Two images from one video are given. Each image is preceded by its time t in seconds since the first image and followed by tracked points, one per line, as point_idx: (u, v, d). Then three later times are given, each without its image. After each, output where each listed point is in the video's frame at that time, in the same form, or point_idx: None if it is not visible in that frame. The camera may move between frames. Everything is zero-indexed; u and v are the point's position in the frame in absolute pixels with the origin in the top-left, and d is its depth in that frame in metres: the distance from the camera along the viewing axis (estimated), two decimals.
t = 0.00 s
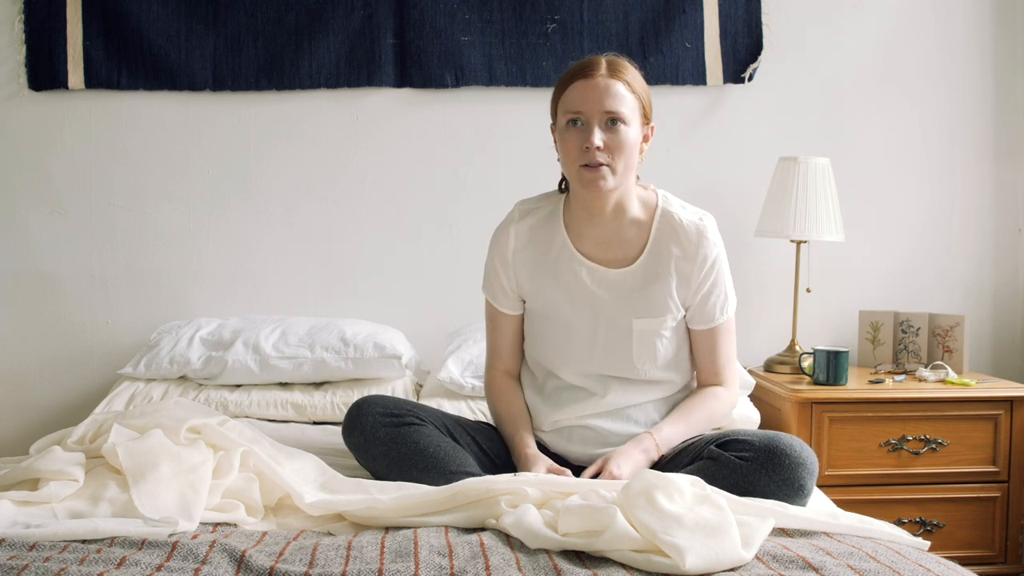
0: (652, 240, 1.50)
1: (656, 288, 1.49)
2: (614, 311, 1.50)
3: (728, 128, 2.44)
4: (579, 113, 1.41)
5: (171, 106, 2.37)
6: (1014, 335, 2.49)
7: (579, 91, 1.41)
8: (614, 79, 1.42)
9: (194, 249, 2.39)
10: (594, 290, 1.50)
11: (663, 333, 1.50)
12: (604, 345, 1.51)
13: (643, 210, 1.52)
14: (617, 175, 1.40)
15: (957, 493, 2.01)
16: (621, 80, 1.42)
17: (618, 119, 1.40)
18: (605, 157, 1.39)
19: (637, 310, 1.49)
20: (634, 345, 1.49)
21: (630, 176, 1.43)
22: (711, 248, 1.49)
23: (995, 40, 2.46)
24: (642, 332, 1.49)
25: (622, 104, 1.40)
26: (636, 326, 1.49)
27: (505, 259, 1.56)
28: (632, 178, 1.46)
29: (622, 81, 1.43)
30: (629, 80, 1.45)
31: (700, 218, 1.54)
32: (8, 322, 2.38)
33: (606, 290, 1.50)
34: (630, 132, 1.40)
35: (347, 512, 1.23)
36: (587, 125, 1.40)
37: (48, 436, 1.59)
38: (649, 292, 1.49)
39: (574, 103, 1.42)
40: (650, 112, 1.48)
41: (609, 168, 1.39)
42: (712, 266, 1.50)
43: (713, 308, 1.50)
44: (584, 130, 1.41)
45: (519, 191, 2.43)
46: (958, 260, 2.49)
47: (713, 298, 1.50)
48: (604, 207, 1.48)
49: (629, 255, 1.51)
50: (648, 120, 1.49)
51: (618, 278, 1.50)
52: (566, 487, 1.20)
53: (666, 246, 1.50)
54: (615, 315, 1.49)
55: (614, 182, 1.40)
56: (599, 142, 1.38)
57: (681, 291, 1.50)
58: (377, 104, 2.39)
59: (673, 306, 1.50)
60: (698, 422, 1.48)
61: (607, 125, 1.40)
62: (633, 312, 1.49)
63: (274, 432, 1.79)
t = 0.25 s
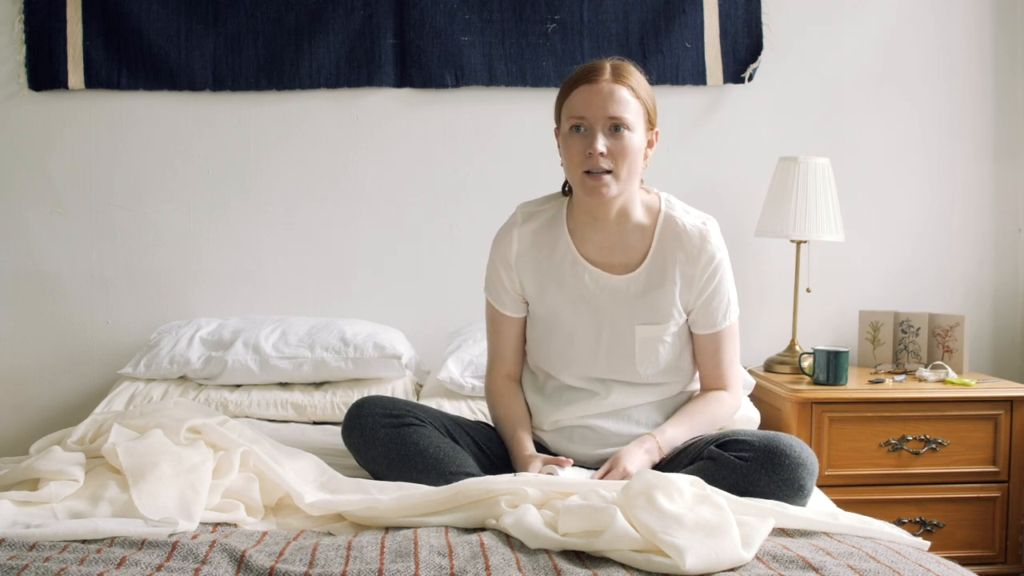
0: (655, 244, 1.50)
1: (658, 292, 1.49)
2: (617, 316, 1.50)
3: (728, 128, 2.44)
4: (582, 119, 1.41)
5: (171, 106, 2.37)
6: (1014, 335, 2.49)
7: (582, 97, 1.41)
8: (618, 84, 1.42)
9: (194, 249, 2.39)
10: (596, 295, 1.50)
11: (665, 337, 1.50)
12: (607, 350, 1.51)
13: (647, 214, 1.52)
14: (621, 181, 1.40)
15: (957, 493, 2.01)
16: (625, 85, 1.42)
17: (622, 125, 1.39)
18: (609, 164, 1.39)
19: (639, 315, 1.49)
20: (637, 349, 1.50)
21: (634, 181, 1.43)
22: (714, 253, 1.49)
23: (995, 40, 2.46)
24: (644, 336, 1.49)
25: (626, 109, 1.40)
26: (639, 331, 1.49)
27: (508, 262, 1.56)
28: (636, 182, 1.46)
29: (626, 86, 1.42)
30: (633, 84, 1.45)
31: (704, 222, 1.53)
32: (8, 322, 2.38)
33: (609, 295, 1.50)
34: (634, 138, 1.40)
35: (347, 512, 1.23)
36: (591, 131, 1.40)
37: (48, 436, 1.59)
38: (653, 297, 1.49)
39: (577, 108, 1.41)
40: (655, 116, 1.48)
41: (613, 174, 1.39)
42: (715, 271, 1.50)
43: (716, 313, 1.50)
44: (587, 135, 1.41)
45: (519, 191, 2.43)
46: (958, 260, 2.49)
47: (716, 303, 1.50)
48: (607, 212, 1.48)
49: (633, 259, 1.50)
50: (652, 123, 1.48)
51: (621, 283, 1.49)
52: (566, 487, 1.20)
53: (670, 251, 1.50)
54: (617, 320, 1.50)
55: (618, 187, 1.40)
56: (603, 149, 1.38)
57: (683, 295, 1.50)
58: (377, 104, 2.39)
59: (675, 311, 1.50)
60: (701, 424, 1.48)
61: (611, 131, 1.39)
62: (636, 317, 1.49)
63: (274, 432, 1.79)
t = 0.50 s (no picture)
0: (657, 245, 1.50)
1: (659, 292, 1.49)
2: (618, 316, 1.50)
3: (728, 128, 2.44)
4: (582, 121, 1.40)
5: (171, 106, 2.37)
6: (1014, 335, 2.49)
7: (583, 98, 1.41)
8: (618, 85, 1.41)
9: (194, 249, 2.39)
10: (598, 295, 1.50)
11: (666, 338, 1.50)
12: (609, 351, 1.51)
13: (649, 213, 1.52)
14: (622, 183, 1.40)
15: (957, 493, 2.01)
16: (626, 86, 1.42)
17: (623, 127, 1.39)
18: (609, 166, 1.39)
19: (641, 316, 1.49)
20: (639, 350, 1.50)
21: (636, 182, 1.43)
22: (716, 252, 1.50)
23: (995, 40, 2.46)
24: (646, 337, 1.49)
25: (627, 111, 1.40)
26: (640, 331, 1.49)
27: (509, 263, 1.56)
28: (638, 182, 1.46)
29: (626, 87, 1.42)
30: (634, 85, 1.44)
31: (706, 221, 1.53)
32: (8, 322, 2.38)
33: (611, 296, 1.50)
34: (634, 140, 1.40)
35: (347, 512, 1.23)
36: (591, 133, 1.40)
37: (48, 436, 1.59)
38: (655, 297, 1.49)
39: (578, 110, 1.41)
40: (656, 115, 1.48)
41: (614, 176, 1.39)
42: (716, 271, 1.50)
43: (717, 312, 1.50)
44: (587, 137, 1.40)
45: (519, 191, 2.42)
46: (958, 260, 2.49)
47: (717, 303, 1.50)
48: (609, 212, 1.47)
49: (635, 259, 1.50)
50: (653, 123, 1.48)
51: (623, 284, 1.49)
52: (567, 487, 1.20)
53: (671, 251, 1.50)
54: (619, 320, 1.50)
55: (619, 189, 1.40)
56: (603, 151, 1.38)
57: (684, 296, 1.50)
58: (377, 104, 2.39)
59: (677, 311, 1.50)
60: (702, 424, 1.48)
61: (611, 133, 1.39)
62: (637, 317, 1.49)
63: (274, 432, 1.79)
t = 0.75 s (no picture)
0: (656, 246, 1.50)
1: (659, 293, 1.49)
2: (618, 317, 1.50)
3: (728, 128, 2.44)
4: (582, 130, 1.40)
5: (171, 106, 2.37)
6: (1014, 335, 2.49)
7: (582, 107, 1.40)
8: (618, 92, 1.40)
9: (194, 248, 2.39)
10: (598, 296, 1.50)
11: (665, 338, 1.50)
12: (609, 351, 1.51)
13: (648, 215, 1.51)
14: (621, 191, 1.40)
15: (957, 493, 2.01)
16: (626, 93, 1.41)
17: (622, 135, 1.39)
18: (608, 174, 1.39)
19: (640, 317, 1.49)
20: (638, 350, 1.50)
21: (634, 189, 1.43)
22: (715, 253, 1.50)
23: (995, 40, 2.46)
24: (645, 338, 1.49)
25: (626, 119, 1.39)
26: (640, 332, 1.49)
27: (509, 264, 1.56)
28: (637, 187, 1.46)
29: (626, 94, 1.41)
30: (634, 90, 1.43)
31: (705, 222, 1.53)
32: (8, 322, 2.38)
33: (611, 297, 1.50)
34: (634, 148, 1.40)
35: (347, 512, 1.23)
36: (590, 142, 1.39)
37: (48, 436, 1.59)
38: (654, 299, 1.49)
39: (577, 118, 1.40)
40: (655, 120, 1.47)
41: (613, 185, 1.39)
42: (714, 272, 1.50)
43: (716, 313, 1.50)
44: (586, 145, 1.40)
45: (519, 191, 2.42)
46: (958, 260, 2.49)
47: (717, 303, 1.50)
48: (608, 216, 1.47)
49: (634, 262, 1.50)
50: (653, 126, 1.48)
51: (623, 285, 1.49)
52: (567, 487, 1.20)
53: (670, 252, 1.50)
54: (618, 321, 1.50)
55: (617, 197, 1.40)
56: (602, 160, 1.38)
57: (683, 296, 1.50)
58: (377, 104, 2.39)
59: (676, 311, 1.50)
60: (701, 423, 1.48)
61: (611, 141, 1.39)
62: (637, 318, 1.49)
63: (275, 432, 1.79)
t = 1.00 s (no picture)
0: (655, 246, 1.50)
1: (658, 293, 1.49)
2: (617, 317, 1.50)
3: (728, 128, 2.44)
4: (581, 131, 1.40)
5: (171, 106, 2.37)
6: (1014, 335, 2.49)
7: (581, 108, 1.40)
8: (617, 94, 1.40)
9: (194, 248, 2.39)
10: (597, 296, 1.50)
11: (665, 337, 1.50)
12: (609, 351, 1.51)
13: (647, 215, 1.52)
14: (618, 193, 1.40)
15: (957, 493, 2.01)
16: (625, 94, 1.41)
17: (621, 138, 1.39)
18: (606, 176, 1.39)
19: (640, 316, 1.49)
20: (638, 350, 1.50)
21: (632, 190, 1.43)
22: (714, 252, 1.50)
23: (995, 40, 2.46)
24: (645, 338, 1.50)
25: (626, 121, 1.39)
26: (639, 332, 1.49)
27: (508, 265, 1.56)
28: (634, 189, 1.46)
29: (626, 95, 1.41)
30: (634, 92, 1.43)
31: (703, 221, 1.53)
32: (8, 322, 2.38)
33: (610, 297, 1.50)
34: (633, 149, 1.40)
35: (347, 512, 1.23)
36: (589, 144, 1.39)
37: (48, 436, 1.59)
38: (653, 298, 1.49)
39: (575, 119, 1.40)
40: (654, 121, 1.47)
41: (610, 187, 1.39)
42: (713, 271, 1.50)
43: (715, 312, 1.50)
44: (584, 147, 1.40)
45: (519, 191, 2.42)
46: (958, 260, 2.49)
47: (716, 303, 1.50)
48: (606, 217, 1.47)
49: (632, 262, 1.50)
50: (652, 128, 1.48)
51: (622, 285, 1.49)
52: (567, 487, 1.20)
53: (669, 251, 1.50)
54: (618, 321, 1.50)
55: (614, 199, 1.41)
56: (600, 162, 1.38)
57: (683, 295, 1.51)
58: (377, 104, 2.39)
59: (675, 310, 1.50)
60: (701, 423, 1.48)
61: (609, 143, 1.39)
62: (636, 318, 1.49)
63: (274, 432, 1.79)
